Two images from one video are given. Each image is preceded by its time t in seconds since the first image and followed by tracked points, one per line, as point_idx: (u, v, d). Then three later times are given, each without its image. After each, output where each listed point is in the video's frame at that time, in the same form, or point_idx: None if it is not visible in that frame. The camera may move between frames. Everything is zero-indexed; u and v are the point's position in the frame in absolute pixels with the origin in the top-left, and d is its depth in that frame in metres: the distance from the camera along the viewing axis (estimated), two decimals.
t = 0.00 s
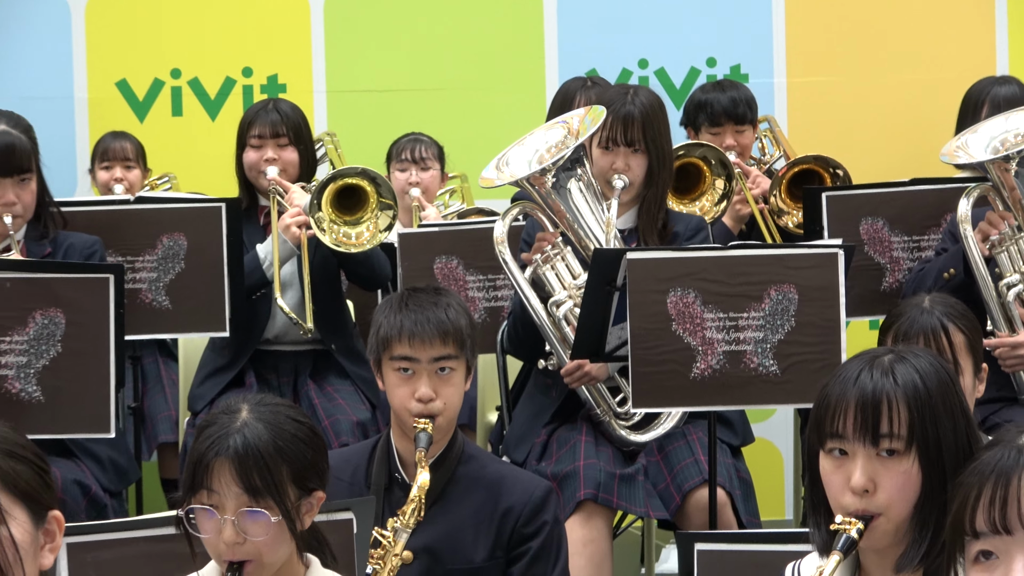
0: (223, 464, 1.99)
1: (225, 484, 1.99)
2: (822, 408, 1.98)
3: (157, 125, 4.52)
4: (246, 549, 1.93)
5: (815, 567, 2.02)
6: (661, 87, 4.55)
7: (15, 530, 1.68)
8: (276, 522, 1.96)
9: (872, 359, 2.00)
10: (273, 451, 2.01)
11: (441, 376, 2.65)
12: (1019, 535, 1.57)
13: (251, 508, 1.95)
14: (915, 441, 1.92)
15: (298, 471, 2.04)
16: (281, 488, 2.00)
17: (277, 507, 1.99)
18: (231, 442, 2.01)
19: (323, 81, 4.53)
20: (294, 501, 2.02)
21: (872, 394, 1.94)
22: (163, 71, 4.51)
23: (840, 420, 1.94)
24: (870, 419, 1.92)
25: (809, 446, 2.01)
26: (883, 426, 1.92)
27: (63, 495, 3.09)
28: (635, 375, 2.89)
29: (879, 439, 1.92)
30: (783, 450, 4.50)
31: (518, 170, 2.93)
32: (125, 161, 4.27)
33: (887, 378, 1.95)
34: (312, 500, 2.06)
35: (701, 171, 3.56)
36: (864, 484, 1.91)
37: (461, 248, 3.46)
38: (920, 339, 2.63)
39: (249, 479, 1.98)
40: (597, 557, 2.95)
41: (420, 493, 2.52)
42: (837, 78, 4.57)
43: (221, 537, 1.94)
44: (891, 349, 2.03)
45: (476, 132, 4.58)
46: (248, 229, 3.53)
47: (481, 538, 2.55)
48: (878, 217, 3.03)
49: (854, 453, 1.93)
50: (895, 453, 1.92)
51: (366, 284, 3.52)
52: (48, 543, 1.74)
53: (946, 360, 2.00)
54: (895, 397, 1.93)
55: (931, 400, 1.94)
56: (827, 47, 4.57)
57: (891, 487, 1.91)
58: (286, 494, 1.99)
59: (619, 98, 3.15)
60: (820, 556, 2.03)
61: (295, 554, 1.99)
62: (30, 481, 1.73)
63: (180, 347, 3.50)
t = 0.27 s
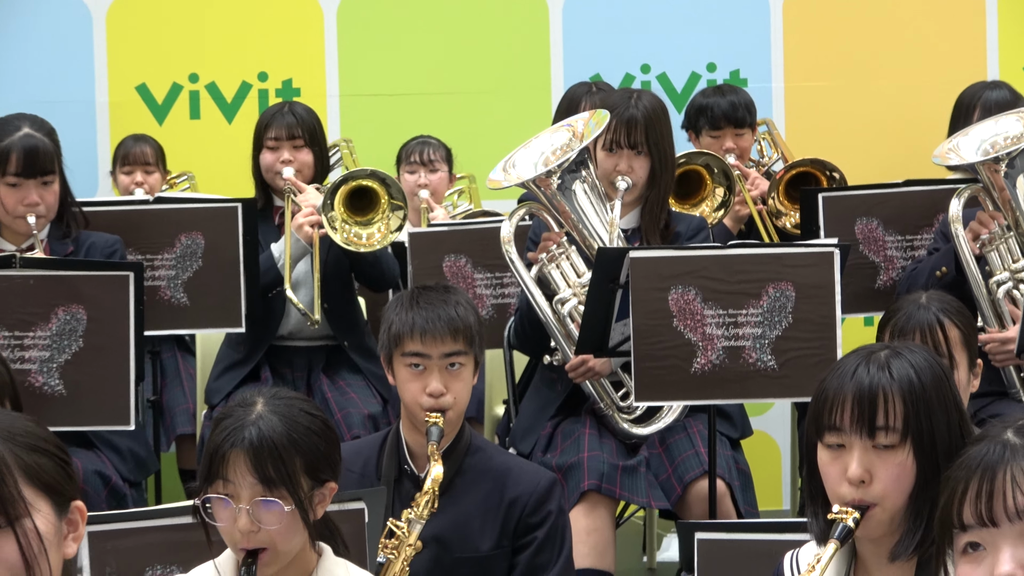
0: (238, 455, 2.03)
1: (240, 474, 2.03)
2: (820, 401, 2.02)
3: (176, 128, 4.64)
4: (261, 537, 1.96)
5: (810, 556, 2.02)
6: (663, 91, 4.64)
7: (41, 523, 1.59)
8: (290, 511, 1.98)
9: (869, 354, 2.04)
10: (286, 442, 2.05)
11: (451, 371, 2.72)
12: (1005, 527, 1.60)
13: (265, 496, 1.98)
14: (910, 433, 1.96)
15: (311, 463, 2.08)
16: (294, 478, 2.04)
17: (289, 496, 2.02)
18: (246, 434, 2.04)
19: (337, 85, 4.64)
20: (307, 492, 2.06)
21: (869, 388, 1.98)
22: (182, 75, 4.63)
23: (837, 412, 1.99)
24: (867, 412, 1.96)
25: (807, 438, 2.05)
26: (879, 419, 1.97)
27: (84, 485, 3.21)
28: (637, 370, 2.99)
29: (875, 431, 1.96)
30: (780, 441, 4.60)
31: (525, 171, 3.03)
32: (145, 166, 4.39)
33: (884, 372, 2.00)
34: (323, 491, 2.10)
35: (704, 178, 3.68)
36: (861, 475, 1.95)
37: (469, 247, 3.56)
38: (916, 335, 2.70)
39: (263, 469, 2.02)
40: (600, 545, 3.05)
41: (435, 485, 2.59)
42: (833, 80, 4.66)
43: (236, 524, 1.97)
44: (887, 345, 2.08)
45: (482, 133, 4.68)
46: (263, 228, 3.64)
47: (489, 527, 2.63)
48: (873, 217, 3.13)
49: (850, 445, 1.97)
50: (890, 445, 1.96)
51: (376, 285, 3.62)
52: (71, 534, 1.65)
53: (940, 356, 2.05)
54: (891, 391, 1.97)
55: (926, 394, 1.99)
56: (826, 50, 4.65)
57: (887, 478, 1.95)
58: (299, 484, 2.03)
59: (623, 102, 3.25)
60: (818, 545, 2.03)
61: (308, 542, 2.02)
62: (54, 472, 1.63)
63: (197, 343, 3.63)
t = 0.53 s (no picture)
0: (253, 444, 2.02)
1: (255, 463, 2.02)
2: (817, 395, 2.08)
3: (192, 131, 4.76)
4: (274, 526, 1.95)
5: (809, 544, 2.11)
6: (664, 94, 4.77)
7: (60, 515, 1.58)
8: (302, 500, 1.98)
9: (865, 350, 2.10)
10: (300, 433, 2.04)
11: (459, 365, 2.82)
12: (992, 518, 1.66)
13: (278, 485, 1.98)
14: (905, 427, 2.02)
15: (325, 454, 2.07)
16: (306, 468, 2.03)
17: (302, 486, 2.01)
18: (260, 424, 2.04)
19: (347, 88, 4.76)
20: (319, 482, 2.05)
21: (866, 382, 2.03)
22: (198, 79, 4.74)
23: (835, 406, 2.04)
24: (863, 405, 2.02)
25: (806, 431, 2.11)
26: (875, 413, 2.02)
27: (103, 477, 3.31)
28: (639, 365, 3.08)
29: (871, 424, 2.02)
30: (777, 433, 4.71)
31: (529, 173, 3.13)
32: (163, 168, 4.50)
33: (880, 367, 2.05)
34: (336, 481, 2.10)
35: (705, 180, 3.78)
36: (857, 466, 2.01)
37: (476, 245, 3.66)
38: (910, 330, 2.79)
39: (276, 458, 2.02)
40: (603, 534, 3.14)
41: (449, 476, 2.66)
42: (826, 85, 4.80)
43: (249, 514, 1.96)
44: (883, 341, 2.14)
45: (490, 135, 4.81)
46: (277, 227, 3.75)
47: (496, 516, 2.69)
48: (869, 216, 3.22)
49: (847, 438, 2.03)
50: (886, 438, 2.02)
51: (385, 288, 3.76)
52: (87, 523, 1.65)
53: (935, 352, 2.10)
54: (886, 385, 2.03)
55: (921, 389, 2.05)
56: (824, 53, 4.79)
57: (882, 470, 2.01)
58: (312, 474, 2.03)
59: (626, 104, 3.34)
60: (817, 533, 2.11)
61: (320, 532, 2.01)
62: (72, 465, 1.62)
63: (212, 339, 3.75)
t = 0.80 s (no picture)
0: (264, 431, 2.07)
1: (266, 449, 2.07)
2: (817, 386, 2.15)
3: (205, 131, 4.86)
4: (283, 512, 2.00)
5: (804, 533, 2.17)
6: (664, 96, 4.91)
7: (73, 509, 1.80)
8: (311, 487, 2.02)
9: (863, 343, 2.17)
10: (311, 422, 2.09)
11: (464, 357, 2.88)
12: (979, 510, 1.73)
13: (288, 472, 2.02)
14: (901, 417, 2.09)
15: (335, 443, 2.12)
16: (317, 457, 2.07)
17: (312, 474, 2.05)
18: (273, 412, 2.08)
19: (356, 90, 4.88)
20: (329, 471, 2.10)
21: (865, 374, 2.10)
22: (210, 81, 4.84)
23: (834, 396, 2.11)
24: (862, 396, 2.09)
25: (805, 421, 2.18)
26: (873, 403, 2.09)
27: (119, 469, 3.38)
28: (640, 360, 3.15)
29: (869, 414, 2.09)
30: (776, 426, 4.80)
31: (533, 174, 3.22)
32: (174, 167, 4.59)
33: (878, 360, 2.12)
34: (346, 472, 2.13)
35: (712, 193, 3.85)
36: (854, 455, 2.08)
37: (482, 244, 3.74)
38: (898, 326, 2.87)
39: (288, 446, 2.06)
40: (604, 525, 3.23)
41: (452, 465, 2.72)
42: (820, 87, 4.97)
43: (259, 499, 2.01)
44: (881, 335, 2.21)
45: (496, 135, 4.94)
46: (289, 225, 3.85)
47: (501, 506, 2.76)
48: (864, 215, 3.31)
49: (845, 427, 2.10)
50: (883, 428, 2.09)
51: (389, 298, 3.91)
52: (98, 512, 1.88)
53: (931, 346, 2.17)
54: (884, 376, 2.10)
55: (918, 381, 2.12)
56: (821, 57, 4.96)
57: (879, 459, 2.08)
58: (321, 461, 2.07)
59: (628, 106, 3.42)
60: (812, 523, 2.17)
61: (327, 520, 2.05)
62: (80, 461, 1.84)
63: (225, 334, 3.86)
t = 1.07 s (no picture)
0: (278, 421, 2.11)
1: (279, 438, 2.10)
2: (815, 377, 2.18)
3: (217, 133, 4.97)
4: (294, 498, 2.03)
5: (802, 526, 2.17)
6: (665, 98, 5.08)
7: (87, 506, 1.84)
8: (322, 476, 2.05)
9: (861, 336, 2.20)
10: (325, 413, 2.13)
11: (464, 351, 2.90)
12: (965, 504, 1.71)
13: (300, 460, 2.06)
14: (898, 407, 2.12)
15: (347, 435, 2.16)
16: (329, 446, 2.11)
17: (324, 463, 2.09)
18: (287, 403, 2.13)
19: (365, 92, 5.00)
20: (340, 461, 2.14)
21: (863, 365, 2.13)
22: (222, 84, 4.96)
23: (832, 386, 2.14)
24: (860, 386, 2.12)
25: (803, 411, 2.20)
26: (871, 393, 2.13)
27: (134, 462, 3.47)
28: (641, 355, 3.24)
29: (867, 404, 2.12)
30: (773, 419, 4.92)
31: (534, 175, 3.31)
32: (185, 167, 4.68)
33: (876, 351, 2.16)
34: (356, 463, 2.17)
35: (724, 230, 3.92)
36: (852, 443, 2.11)
37: (487, 242, 3.84)
38: (887, 322, 2.95)
39: (302, 435, 2.10)
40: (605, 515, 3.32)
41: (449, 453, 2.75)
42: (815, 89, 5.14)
43: (271, 485, 2.05)
44: (877, 329, 2.24)
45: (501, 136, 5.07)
46: (298, 223, 3.98)
47: (503, 496, 2.78)
48: (858, 213, 3.42)
49: (843, 416, 2.13)
50: (880, 417, 2.12)
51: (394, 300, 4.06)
52: (110, 507, 1.91)
53: (927, 339, 2.21)
54: (882, 367, 2.13)
55: (914, 373, 2.16)
56: (815, 56, 5.13)
57: (877, 447, 2.11)
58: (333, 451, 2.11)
59: (631, 108, 3.52)
60: (810, 514, 2.17)
61: (337, 510, 2.08)
62: (94, 458, 1.87)
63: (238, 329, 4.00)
